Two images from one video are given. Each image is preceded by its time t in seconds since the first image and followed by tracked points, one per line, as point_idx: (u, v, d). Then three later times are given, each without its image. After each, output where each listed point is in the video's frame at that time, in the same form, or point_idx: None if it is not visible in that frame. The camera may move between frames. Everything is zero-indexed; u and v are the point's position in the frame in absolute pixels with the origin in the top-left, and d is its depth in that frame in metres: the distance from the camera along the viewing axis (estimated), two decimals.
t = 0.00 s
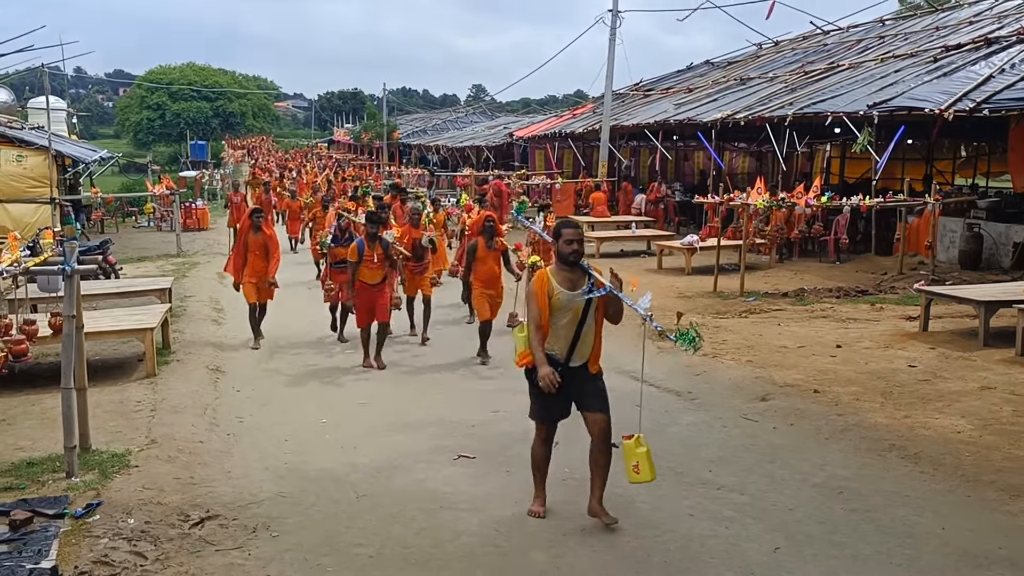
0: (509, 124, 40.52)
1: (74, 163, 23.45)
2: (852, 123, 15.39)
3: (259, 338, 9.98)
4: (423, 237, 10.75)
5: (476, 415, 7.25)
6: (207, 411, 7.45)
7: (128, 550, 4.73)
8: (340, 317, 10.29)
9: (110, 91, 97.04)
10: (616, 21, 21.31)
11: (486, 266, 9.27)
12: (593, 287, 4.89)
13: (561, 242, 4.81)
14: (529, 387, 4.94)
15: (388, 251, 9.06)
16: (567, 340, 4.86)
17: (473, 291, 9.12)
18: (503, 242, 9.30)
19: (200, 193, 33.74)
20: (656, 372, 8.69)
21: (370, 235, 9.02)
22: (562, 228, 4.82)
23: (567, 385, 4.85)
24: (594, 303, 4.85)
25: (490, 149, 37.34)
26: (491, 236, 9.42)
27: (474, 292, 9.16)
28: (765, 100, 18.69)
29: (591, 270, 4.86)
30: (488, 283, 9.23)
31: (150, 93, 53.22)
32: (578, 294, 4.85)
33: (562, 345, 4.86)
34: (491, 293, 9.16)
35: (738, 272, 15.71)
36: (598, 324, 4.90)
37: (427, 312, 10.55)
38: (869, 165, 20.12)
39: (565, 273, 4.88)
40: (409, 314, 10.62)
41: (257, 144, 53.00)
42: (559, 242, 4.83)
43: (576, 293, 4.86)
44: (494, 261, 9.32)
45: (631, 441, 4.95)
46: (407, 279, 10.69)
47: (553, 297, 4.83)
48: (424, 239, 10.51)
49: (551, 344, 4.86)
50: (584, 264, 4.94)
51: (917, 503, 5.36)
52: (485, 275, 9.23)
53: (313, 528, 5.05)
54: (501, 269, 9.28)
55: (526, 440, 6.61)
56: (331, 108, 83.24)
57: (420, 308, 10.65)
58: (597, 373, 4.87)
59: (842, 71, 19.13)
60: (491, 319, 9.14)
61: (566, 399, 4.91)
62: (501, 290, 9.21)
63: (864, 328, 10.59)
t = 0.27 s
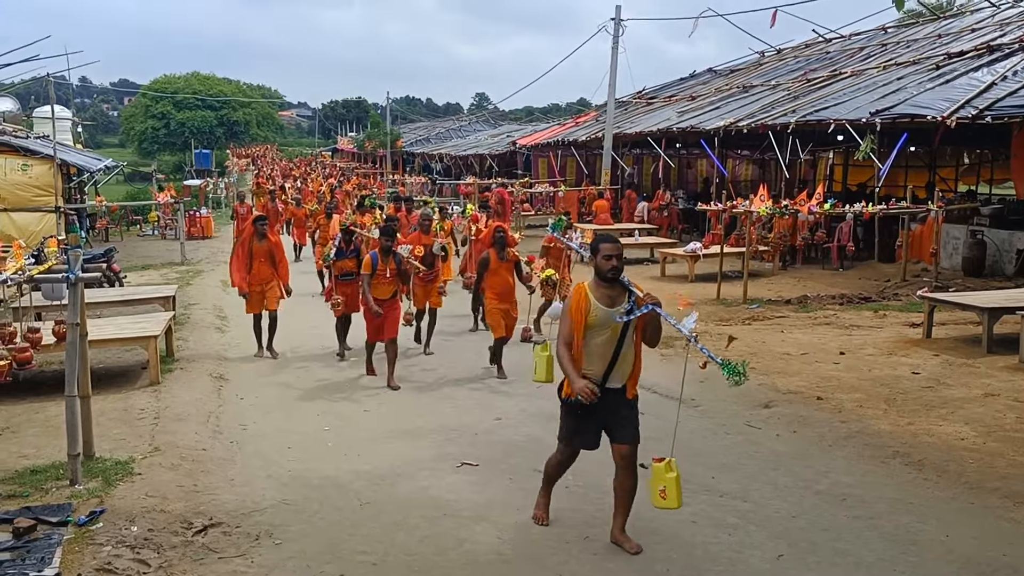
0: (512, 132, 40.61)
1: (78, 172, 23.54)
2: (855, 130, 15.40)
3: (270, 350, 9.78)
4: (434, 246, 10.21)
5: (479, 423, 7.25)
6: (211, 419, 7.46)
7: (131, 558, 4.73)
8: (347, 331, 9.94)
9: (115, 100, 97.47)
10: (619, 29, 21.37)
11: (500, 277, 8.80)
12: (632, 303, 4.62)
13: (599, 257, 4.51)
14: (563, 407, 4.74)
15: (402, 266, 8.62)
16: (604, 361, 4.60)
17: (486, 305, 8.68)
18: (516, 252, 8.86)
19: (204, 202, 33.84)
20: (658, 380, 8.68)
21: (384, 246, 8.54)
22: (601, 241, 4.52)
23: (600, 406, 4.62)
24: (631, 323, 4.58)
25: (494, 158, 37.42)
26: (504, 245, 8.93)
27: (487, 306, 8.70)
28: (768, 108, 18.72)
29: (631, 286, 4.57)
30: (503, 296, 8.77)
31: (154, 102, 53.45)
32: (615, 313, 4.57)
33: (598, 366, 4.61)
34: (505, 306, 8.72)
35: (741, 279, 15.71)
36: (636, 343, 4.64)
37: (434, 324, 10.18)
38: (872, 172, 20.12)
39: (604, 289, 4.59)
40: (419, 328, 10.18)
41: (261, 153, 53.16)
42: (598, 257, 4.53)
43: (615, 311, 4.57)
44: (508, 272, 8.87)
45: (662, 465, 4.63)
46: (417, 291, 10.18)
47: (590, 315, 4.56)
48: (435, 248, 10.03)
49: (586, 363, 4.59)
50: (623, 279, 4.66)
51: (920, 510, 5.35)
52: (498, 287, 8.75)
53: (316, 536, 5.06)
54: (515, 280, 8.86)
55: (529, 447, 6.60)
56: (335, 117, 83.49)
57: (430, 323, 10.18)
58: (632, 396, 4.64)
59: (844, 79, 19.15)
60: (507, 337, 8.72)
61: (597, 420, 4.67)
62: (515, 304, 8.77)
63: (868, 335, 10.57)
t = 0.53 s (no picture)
0: (518, 136, 40.63)
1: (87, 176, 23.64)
2: (863, 133, 15.37)
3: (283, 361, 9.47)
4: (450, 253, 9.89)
5: (488, 427, 7.24)
6: (219, 423, 7.47)
7: (140, 562, 4.74)
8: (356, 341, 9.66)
9: (122, 105, 97.88)
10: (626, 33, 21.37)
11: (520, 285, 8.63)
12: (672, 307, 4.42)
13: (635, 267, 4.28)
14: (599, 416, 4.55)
15: (418, 270, 8.30)
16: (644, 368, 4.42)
17: (506, 312, 8.52)
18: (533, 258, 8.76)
19: (212, 206, 33.95)
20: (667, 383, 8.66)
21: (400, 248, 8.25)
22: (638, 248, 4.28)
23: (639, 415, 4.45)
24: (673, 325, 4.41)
25: (500, 161, 37.44)
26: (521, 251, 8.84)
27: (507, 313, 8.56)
28: (775, 111, 18.71)
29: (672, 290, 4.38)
30: (522, 302, 8.61)
31: (162, 107, 53.64)
32: (657, 318, 4.38)
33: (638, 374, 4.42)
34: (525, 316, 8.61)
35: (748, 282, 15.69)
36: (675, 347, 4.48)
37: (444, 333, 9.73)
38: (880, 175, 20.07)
39: (642, 296, 4.38)
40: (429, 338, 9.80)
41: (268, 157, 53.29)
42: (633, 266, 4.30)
43: (656, 316, 4.37)
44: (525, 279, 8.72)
45: (714, 465, 4.51)
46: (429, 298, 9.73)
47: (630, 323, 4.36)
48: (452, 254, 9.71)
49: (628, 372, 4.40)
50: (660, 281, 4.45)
51: (931, 514, 5.32)
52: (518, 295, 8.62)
53: (325, 539, 5.06)
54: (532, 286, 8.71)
55: (537, 451, 6.59)
56: (341, 121, 83.66)
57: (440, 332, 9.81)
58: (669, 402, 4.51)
59: (852, 82, 19.11)
60: (536, 340, 8.49)
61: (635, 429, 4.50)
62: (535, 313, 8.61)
63: (877, 338, 10.54)
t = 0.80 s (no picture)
0: (527, 136, 40.62)
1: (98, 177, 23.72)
2: (874, 133, 15.30)
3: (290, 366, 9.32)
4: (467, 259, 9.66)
5: (499, 427, 7.23)
6: (231, 423, 7.48)
7: (154, 561, 4.75)
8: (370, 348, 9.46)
9: (132, 107, 98.19)
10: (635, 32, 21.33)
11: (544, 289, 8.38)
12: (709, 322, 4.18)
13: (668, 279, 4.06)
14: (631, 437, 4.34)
15: (434, 279, 8.08)
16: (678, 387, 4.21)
17: (529, 316, 8.15)
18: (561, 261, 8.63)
19: (222, 207, 34.03)
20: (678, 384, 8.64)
21: (415, 257, 8.03)
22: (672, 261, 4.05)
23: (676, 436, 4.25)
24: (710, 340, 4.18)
25: (510, 162, 37.43)
26: (547, 256, 8.69)
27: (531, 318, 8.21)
28: (786, 111, 18.65)
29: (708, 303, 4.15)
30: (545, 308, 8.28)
31: (172, 108, 53.79)
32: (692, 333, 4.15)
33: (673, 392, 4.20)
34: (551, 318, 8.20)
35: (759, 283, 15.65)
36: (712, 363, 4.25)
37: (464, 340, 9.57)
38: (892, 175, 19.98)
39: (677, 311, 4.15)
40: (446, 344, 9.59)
41: (277, 157, 53.39)
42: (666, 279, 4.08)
43: (692, 332, 4.15)
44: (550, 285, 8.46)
45: (777, 481, 4.33)
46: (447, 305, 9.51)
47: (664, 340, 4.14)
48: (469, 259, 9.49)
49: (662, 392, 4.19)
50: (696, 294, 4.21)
51: (946, 516, 5.29)
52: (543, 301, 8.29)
53: (337, 540, 5.06)
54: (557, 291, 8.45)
55: (549, 452, 6.58)
56: (350, 122, 83.76)
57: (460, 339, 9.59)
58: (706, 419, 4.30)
59: (863, 81, 19.04)
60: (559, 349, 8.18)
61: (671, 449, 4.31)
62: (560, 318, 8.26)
63: (889, 339, 10.50)
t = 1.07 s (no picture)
0: (536, 137, 40.62)
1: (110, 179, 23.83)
2: (886, 134, 15.23)
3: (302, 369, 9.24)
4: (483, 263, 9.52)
5: (509, 429, 7.23)
6: (242, 424, 7.51)
7: (166, 563, 4.76)
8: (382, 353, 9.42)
9: (143, 109, 98.62)
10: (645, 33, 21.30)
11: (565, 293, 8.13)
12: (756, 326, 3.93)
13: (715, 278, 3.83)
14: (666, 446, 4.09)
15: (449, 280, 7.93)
16: (718, 394, 3.96)
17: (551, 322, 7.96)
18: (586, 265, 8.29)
19: (232, 208, 34.14)
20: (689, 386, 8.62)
21: (429, 260, 7.90)
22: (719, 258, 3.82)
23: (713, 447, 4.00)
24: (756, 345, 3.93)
25: (519, 163, 37.43)
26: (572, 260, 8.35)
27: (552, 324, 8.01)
28: (797, 111, 18.59)
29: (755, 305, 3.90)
30: (568, 314, 8.07)
31: (183, 109, 53.97)
32: (737, 337, 3.90)
33: (712, 399, 3.96)
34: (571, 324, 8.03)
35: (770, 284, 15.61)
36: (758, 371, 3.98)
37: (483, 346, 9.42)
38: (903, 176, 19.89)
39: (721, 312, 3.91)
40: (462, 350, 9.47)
41: (287, 159, 53.54)
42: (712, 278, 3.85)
43: (736, 335, 3.90)
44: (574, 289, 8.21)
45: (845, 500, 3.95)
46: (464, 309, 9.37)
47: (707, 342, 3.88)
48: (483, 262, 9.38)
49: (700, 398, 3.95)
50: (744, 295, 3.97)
51: (960, 519, 5.26)
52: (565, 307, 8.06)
53: (349, 541, 5.06)
54: (582, 297, 8.16)
55: (559, 454, 6.57)
56: (360, 123, 83.92)
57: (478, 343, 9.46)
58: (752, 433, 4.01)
59: (874, 82, 18.96)
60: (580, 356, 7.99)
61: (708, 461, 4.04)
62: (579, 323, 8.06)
63: (901, 341, 10.45)
